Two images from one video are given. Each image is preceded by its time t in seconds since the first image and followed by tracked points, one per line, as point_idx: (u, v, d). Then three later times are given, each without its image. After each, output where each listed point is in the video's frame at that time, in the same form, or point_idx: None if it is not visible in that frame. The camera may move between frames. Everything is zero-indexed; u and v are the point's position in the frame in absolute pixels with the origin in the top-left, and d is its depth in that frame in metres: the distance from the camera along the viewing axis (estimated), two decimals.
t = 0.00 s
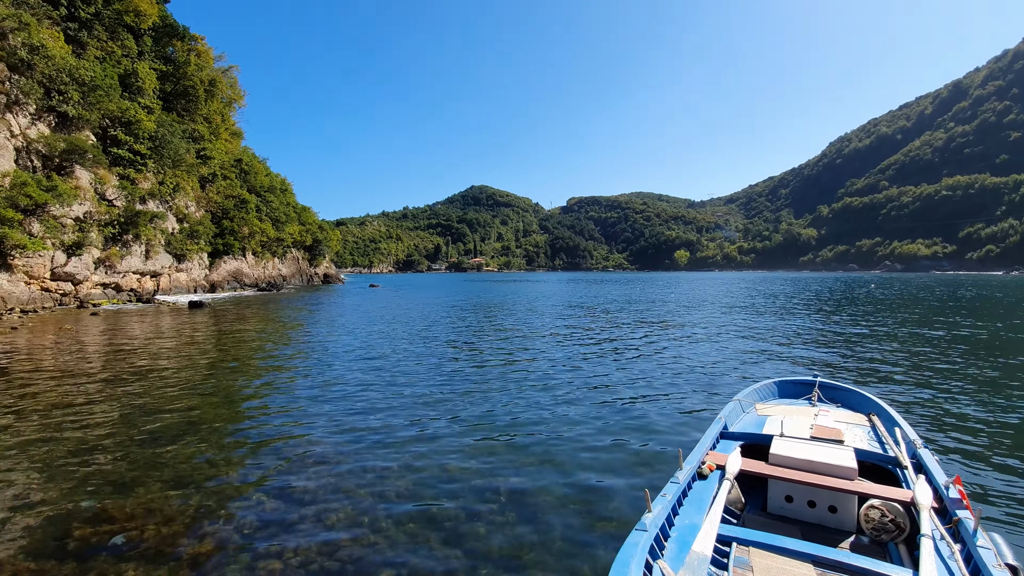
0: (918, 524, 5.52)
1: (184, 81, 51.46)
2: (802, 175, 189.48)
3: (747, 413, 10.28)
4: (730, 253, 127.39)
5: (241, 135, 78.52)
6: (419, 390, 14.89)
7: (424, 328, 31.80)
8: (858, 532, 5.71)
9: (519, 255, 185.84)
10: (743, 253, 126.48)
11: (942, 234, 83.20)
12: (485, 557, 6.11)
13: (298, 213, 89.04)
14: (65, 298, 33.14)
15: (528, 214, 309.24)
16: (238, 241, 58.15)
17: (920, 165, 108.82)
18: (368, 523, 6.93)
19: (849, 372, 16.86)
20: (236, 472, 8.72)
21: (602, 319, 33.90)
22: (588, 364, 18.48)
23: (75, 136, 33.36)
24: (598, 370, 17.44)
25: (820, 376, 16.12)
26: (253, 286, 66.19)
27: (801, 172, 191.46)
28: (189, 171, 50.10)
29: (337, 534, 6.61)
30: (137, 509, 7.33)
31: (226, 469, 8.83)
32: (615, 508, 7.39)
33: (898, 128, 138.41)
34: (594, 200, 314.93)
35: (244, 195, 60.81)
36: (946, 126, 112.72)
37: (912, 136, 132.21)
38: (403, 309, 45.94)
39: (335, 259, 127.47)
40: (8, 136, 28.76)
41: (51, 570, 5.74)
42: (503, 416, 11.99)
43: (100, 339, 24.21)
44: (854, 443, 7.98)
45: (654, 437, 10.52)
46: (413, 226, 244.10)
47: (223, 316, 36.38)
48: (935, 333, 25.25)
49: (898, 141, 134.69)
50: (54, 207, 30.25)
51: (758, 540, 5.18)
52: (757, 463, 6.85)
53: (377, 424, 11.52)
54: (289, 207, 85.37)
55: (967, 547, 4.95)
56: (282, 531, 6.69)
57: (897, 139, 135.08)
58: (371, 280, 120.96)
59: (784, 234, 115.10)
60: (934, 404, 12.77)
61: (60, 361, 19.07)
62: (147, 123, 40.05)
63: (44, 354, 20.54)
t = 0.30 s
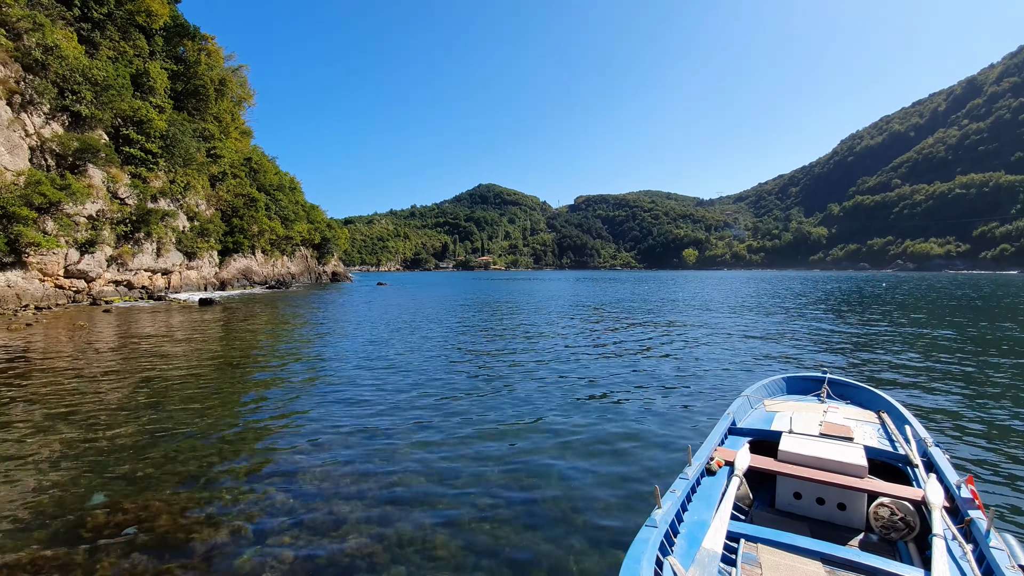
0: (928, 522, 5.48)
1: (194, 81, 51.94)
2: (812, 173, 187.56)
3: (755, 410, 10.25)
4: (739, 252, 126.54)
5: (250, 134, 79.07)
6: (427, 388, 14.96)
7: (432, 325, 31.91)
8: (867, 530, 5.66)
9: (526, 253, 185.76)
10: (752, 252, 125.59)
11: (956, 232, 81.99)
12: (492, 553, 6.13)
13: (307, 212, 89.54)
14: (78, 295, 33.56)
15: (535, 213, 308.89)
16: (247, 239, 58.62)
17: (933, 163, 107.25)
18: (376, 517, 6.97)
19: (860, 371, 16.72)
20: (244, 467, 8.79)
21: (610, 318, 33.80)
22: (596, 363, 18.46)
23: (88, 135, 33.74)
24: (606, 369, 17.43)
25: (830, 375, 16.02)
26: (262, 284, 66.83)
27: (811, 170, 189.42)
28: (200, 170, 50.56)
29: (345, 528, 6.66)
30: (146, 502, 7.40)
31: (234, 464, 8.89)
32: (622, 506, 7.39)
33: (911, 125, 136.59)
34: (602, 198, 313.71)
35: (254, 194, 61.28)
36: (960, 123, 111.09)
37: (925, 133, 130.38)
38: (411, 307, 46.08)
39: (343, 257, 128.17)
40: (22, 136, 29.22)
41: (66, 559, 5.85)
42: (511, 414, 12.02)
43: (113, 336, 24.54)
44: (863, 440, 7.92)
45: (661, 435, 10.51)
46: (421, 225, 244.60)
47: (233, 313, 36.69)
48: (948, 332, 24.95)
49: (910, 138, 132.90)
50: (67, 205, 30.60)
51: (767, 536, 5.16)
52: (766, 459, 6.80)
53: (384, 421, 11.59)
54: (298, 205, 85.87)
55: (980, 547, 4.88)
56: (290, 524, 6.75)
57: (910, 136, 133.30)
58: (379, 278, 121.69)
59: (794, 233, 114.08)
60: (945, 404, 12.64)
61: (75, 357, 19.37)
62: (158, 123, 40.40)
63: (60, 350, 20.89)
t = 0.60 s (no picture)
0: (932, 520, 5.47)
1: (199, 79, 52.09)
2: (819, 171, 186.42)
3: (759, 406, 10.25)
4: (744, 250, 126.10)
5: (255, 132, 79.42)
6: (431, 385, 15.03)
7: (437, 323, 32.02)
8: (871, 527, 5.65)
9: (531, 252, 185.75)
10: (757, 250, 125.15)
11: (964, 230, 81.40)
12: (495, 548, 6.17)
13: (312, 209, 89.84)
14: (86, 292, 33.88)
15: (540, 211, 308.61)
16: (252, 237, 58.99)
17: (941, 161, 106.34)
18: (381, 513, 7.02)
19: (865, 370, 16.67)
20: (248, 462, 8.85)
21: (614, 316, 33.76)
22: (600, 361, 18.52)
23: (95, 133, 33.99)
24: (610, 367, 17.45)
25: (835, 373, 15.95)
26: (267, 282, 67.24)
27: (818, 168, 188.24)
28: (206, 168, 50.83)
29: (350, 523, 6.70)
30: (152, 496, 7.47)
31: (237, 461, 8.94)
32: (626, 502, 7.42)
33: (919, 122, 135.49)
34: (606, 196, 312.92)
35: (259, 191, 61.55)
36: (969, 120, 110.16)
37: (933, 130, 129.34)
38: (416, 305, 46.25)
39: (348, 255, 128.65)
40: (29, 134, 29.49)
41: (73, 551, 5.92)
42: (515, 412, 12.08)
43: (120, 333, 24.74)
44: (868, 438, 7.90)
45: (665, 433, 10.53)
46: (425, 222, 244.99)
47: (238, 311, 36.92)
48: (955, 331, 24.79)
49: (918, 135, 131.85)
50: (74, 203, 30.82)
51: (771, 530, 5.18)
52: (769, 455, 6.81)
53: (388, 417, 11.64)
54: (302, 203, 86.16)
55: (985, 545, 4.86)
56: (296, 519, 6.80)
57: (917, 133, 132.29)
58: (384, 276, 121.89)
59: (800, 231, 113.58)
60: (952, 403, 12.58)
61: (84, 354, 19.63)
62: (164, 121, 40.58)
63: (68, 346, 21.15)
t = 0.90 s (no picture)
0: (933, 514, 5.49)
1: (201, 76, 52.10)
2: (821, 168, 185.96)
3: (760, 403, 10.28)
4: (745, 248, 125.97)
5: (257, 129, 79.51)
6: (432, 382, 15.08)
7: (438, 320, 32.04)
8: (872, 521, 5.69)
9: (532, 249, 185.62)
10: (759, 247, 125.00)
11: (967, 228, 81.27)
12: (497, 545, 6.19)
13: (313, 206, 89.92)
14: (88, 289, 34.03)
15: (541, 208, 308.26)
16: (254, 234, 59.11)
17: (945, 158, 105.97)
18: (383, 509, 7.04)
19: (866, 368, 16.70)
20: (251, 458, 8.90)
21: (615, 314, 33.76)
22: (601, 358, 18.55)
23: (97, 130, 34.01)
24: (611, 364, 17.50)
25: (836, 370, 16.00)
26: (268, 279, 67.40)
27: (820, 165, 187.72)
28: (207, 165, 50.86)
29: (354, 519, 6.72)
30: (155, 492, 7.52)
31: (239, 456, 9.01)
32: (627, 498, 7.45)
33: (922, 119, 134.95)
34: (608, 193, 312.36)
35: (260, 188, 61.59)
36: (973, 117, 109.69)
37: (937, 127, 128.84)
38: (418, 301, 46.32)
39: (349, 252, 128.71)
40: (32, 131, 29.53)
41: (78, 547, 5.94)
42: (516, 409, 12.13)
43: (122, 329, 24.86)
44: (868, 434, 7.93)
45: (666, 430, 10.57)
46: (426, 219, 244.97)
47: (240, 307, 37.04)
48: (957, 329, 24.79)
49: (921, 132, 131.31)
50: (76, 200, 30.91)
51: (773, 523, 5.23)
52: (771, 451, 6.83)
53: (390, 413, 11.68)
54: (303, 200, 86.19)
55: (986, 537, 4.90)
56: (298, 514, 6.82)
57: (920, 130, 131.73)
58: (386, 272, 122.11)
59: (802, 228, 113.42)
60: (953, 400, 12.60)
61: (86, 350, 19.73)
62: (166, 117, 40.63)
63: (70, 343, 21.25)
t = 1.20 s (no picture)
0: (931, 506, 5.57)
1: (199, 69, 51.88)
2: (821, 163, 185.82)
3: (760, 398, 10.35)
4: (745, 242, 126.05)
5: (255, 123, 79.17)
6: (432, 377, 15.11)
7: (438, 315, 32.07)
8: (871, 513, 5.76)
9: (531, 243, 185.47)
10: (758, 242, 125.11)
11: (966, 223, 81.42)
12: (500, 537, 6.23)
13: (312, 201, 89.82)
14: (87, 284, 34.01)
15: (540, 203, 307.82)
16: (252, 229, 59.10)
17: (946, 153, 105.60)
18: (385, 502, 7.07)
19: (864, 362, 16.80)
20: (253, 451, 8.96)
21: (614, 308, 33.82)
22: (600, 353, 18.62)
23: (95, 124, 33.88)
24: (610, 359, 17.57)
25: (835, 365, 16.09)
26: (267, 273, 67.47)
27: (820, 159, 187.51)
28: (206, 159, 50.76)
29: (356, 512, 6.75)
30: (159, 483, 7.61)
31: (242, 449, 9.09)
32: (627, 492, 7.48)
33: (922, 113, 134.71)
34: (607, 188, 311.99)
35: (259, 183, 61.49)
36: (973, 111, 109.57)
37: (937, 121, 128.63)
38: (417, 296, 46.38)
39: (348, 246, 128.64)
40: (30, 124, 29.46)
41: (82, 540, 5.98)
42: (517, 403, 12.19)
43: (121, 324, 24.93)
44: (867, 428, 8.00)
45: (667, 425, 10.59)
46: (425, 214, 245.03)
47: (239, 302, 37.09)
48: (955, 324, 24.94)
49: (921, 126, 131.19)
50: (75, 194, 30.83)
51: (773, 515, 5.31)
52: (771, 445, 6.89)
53: (391, 408, 11.73)
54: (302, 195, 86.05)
55: (984, 527, 4.97)
56: (300, 508, 6.84)
57: (921, 125, 131.57)
58: (385, 267, 122.11)
59: (801, 223, 113.50)
60: (950, 395, 12.69)
61: (87, 345, 19.81)
62: (164, 111, 40.52)
63: (71, 337, 21.32)
